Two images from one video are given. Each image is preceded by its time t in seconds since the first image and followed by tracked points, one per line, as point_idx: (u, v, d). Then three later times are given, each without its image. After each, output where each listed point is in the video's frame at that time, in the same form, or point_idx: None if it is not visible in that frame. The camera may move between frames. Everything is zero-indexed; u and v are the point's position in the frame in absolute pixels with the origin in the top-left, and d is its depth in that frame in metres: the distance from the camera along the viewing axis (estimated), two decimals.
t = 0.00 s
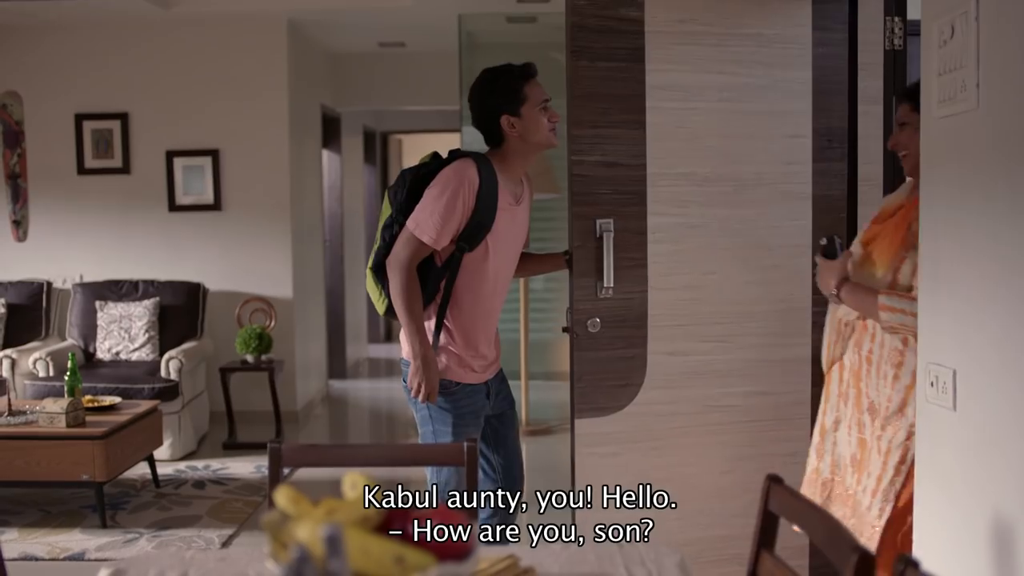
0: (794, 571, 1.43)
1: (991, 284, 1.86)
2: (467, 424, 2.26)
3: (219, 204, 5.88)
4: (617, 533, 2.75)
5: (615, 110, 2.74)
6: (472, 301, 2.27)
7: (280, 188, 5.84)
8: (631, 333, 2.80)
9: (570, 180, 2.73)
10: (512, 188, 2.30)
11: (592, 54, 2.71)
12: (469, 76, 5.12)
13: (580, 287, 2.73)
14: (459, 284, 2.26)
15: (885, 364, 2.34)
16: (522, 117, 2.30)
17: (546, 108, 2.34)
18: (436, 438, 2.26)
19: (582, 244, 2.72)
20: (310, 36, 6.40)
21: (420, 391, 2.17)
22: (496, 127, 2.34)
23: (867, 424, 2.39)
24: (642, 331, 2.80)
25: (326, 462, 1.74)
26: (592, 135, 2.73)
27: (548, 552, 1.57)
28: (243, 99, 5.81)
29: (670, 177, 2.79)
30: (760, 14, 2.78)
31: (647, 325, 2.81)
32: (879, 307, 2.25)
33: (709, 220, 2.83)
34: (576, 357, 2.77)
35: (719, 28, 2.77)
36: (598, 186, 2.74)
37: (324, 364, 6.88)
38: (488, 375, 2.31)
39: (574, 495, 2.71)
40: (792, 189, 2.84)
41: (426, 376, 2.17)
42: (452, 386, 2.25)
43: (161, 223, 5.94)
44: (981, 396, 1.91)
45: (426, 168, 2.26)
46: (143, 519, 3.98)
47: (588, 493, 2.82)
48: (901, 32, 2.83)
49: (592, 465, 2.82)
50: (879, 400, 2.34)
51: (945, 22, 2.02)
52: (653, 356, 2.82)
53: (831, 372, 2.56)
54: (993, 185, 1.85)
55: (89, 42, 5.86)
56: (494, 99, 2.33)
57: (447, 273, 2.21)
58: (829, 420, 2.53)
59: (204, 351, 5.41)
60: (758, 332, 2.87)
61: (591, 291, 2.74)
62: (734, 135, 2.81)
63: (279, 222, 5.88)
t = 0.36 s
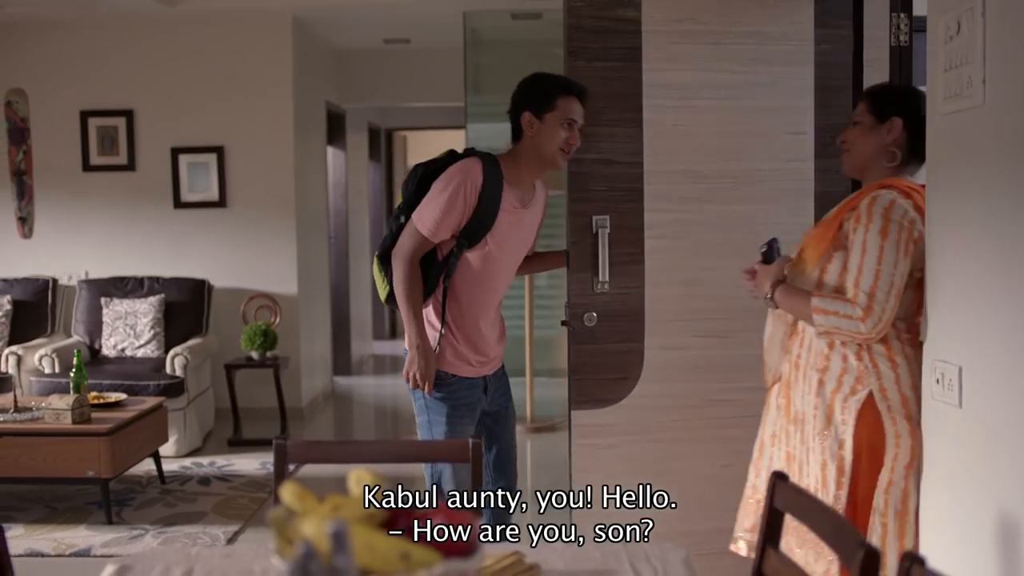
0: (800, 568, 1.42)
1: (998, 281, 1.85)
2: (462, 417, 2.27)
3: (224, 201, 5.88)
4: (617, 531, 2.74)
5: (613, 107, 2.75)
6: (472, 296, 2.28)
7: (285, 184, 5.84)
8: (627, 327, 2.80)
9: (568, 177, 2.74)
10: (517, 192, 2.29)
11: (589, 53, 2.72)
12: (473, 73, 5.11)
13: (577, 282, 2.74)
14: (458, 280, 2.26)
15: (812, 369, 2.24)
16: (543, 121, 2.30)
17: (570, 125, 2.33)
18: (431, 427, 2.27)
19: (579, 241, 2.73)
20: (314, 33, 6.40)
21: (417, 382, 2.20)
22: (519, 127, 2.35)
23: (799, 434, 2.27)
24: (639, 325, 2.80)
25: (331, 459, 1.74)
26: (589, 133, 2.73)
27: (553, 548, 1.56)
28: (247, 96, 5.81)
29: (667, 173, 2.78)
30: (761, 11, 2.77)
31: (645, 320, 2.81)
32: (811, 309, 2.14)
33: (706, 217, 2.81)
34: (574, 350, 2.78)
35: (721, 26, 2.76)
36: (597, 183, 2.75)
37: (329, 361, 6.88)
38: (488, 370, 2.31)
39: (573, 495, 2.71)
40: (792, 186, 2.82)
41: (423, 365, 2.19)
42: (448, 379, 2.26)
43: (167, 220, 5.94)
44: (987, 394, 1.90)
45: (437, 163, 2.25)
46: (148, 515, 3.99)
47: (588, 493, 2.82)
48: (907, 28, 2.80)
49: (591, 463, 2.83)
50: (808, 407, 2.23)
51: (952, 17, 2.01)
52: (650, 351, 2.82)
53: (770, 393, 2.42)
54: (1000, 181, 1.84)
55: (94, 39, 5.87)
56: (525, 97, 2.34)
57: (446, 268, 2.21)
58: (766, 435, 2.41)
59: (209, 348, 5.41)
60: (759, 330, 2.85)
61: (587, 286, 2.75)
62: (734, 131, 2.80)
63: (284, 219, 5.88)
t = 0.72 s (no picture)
0: (806, 565, 1.42)
1: (1005, 279, 1.86)
2: (484, 408, 2.33)
3: (232, 199, 5.89)
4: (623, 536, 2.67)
5: (617, 105, 2.75)
6: (496, 293, 2.34)
7: (292, 183, 5.85)
8: (632, 324, 2.79)
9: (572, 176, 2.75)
10: (538, 188, 2.35)
11: (592, 54, 2.73)
12: (481, 71, 5.11)
13: (581, 278, 2.77)
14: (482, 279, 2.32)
15: (733, 378, 2.24)
16: (544, 120, 2.39)
17: (571, 115, 2.43)
18: (453, 418, 2.33)
19: (581, 239, 2.75)
20: (322, 32, 6.40)
21: (444, 376, 2.25)
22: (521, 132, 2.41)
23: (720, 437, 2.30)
24: (643, 322, 2.79)
25: (340, 456, 1.74)
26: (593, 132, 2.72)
27: (562, 547, 1.56)
28: (255, 95, 5.82)
29: (670, 172, 2.76)
30: (766, 8, 2.74)
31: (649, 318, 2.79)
32: (750, 326, 2.10)
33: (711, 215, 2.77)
34: (579, 347, 2.79)
35: (728, 24, 2.74)
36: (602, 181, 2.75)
37: (336, 360, 6.89)
38: (510, 363, 2.37)
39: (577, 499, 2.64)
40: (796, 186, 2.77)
41: (449, 361, 2.25)
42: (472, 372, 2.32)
43: (175, 219, 5.95)
44: (994, 393, 1.90)
45: (459, 165, 2.30)
46: (157, 513, 4.00)
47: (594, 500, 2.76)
48: (915, 26, 2.67)
49: (598, 459, 2.82)
50: (729, 415, 2.25)
51: (961, 15, 2.01)
52: (654, 348, 2.80)
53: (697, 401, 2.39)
54: (1008, 178, 1.84)
55: (103, 38, 5.88)
56: (521, 104, 2.41)
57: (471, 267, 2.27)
58: (696, 439, 2.38)
59: (217, 346, 5.42)
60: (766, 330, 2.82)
61: (590, 283, 2.77)
62: (739, 131, 2.76)
63: (291, 217, 5.89)
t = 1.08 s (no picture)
0: (814, 565, 1.42)
1: (1015, 278, 1.85)
2: (500, 407, 2.30)
3: (240, 198, 5.90)
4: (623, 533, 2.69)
5: (625, 105, 2.72)
6: (509, 284, 2.29)
7: (300, 182, 5.85)
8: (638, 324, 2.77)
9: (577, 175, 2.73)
10: (532, 178, 2.30)
11: (597, 55, 2.71)
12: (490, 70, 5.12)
13: (586, 277, 2.75)
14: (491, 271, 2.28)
15: (645, 372, 2.05)
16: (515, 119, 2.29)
17: (542, 106, 2.28)
18: (471, 416, 2.30)
19: (586, 239, 2.73)
20: (329, 31, 6.40)
21: (459, 374, 2.22)
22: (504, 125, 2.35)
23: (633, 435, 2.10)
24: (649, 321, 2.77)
25: (348, 454, 1.74)
26: (596, 134, 2.71)
27: (570, 546, 1.56)
28: (262, 95, 5.82)
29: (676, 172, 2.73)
30: (772, 7, 2.71)
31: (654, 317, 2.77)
32: (666, 321, 1.89)
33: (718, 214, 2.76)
34: (583, 345, 2.78)
35: (736, 23, 2.71)
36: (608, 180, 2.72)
37: (344, 358, 6.89)
38: (526, 357, 2.33)
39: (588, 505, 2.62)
40: (804, 184, 2.75)
41: (463, 358, 2.21)
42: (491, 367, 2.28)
43: (184, 218, 5.97)
44: (1003, 393, 1.90)
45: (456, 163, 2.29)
46: (165, 511, 4.00)
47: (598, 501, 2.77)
48: (924, 24, 2.77)
49: (604, 458, 2.82)
50: (643, 414, 2.05)
51: (970, 14, 2.00)
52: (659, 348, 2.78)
53: (625, 398, 2.16)
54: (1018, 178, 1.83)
55: (110, 37, 5.89)
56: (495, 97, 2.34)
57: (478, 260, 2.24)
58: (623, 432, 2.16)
59: (224, 345, 5.43)
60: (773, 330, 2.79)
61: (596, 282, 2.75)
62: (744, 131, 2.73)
63: (299, 216, 5.89)
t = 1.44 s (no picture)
0: (825, 564, 1.42)
1: None
2: (496, 412, 2.26)
3: (249, 198, 5.91)
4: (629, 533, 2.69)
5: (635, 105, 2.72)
6: (508, 283, 2.26)
7: (309, 182, 5.86)
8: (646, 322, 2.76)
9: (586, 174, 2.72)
10: (519, 175, 2.25)
11: (607, 54, 2.70)
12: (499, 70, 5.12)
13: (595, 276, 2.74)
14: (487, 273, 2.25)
15: (561, 372, 1.95)
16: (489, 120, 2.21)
17: (514, 106, 2.18)
18: (467, 420, 2.26)
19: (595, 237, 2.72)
20: (339, 30, 6.41)
21: (463, 380, 2.19)
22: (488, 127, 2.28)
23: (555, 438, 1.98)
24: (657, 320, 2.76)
25: (357, 455, 1.74)
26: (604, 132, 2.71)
27: (580, 546, 1.56)
28: (272, 94, 5.83)
29: (685, 171, 2.73)
30: (781, 6, 2.71)
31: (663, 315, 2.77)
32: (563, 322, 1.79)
33: (728, 212, 2.75)
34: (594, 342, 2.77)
35: (746, 22, 2.71)
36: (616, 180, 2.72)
37: (354, 357, 6.89)
38: (528, 359, 2.28)
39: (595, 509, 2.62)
40: (813, 183, 2.74)
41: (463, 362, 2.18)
42: (491, 372, 2.24)
43: (194, 217, 5.98)
44: (1014, 393, 1.89)
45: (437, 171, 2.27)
46: (176, 510, 4.01)
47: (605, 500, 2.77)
48: (935, 23, 2.73)
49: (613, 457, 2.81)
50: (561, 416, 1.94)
51: (982, 13, 1.99)
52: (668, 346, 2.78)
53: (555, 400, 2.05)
54: None
55: (121, 37, 5.91)
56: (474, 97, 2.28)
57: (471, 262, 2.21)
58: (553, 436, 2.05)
59: (235, 344, 5.44)
60: (782, 329, 2.78)
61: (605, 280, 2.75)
62: (754, 130, 2.73)
63: (309, 216, 5.90)
